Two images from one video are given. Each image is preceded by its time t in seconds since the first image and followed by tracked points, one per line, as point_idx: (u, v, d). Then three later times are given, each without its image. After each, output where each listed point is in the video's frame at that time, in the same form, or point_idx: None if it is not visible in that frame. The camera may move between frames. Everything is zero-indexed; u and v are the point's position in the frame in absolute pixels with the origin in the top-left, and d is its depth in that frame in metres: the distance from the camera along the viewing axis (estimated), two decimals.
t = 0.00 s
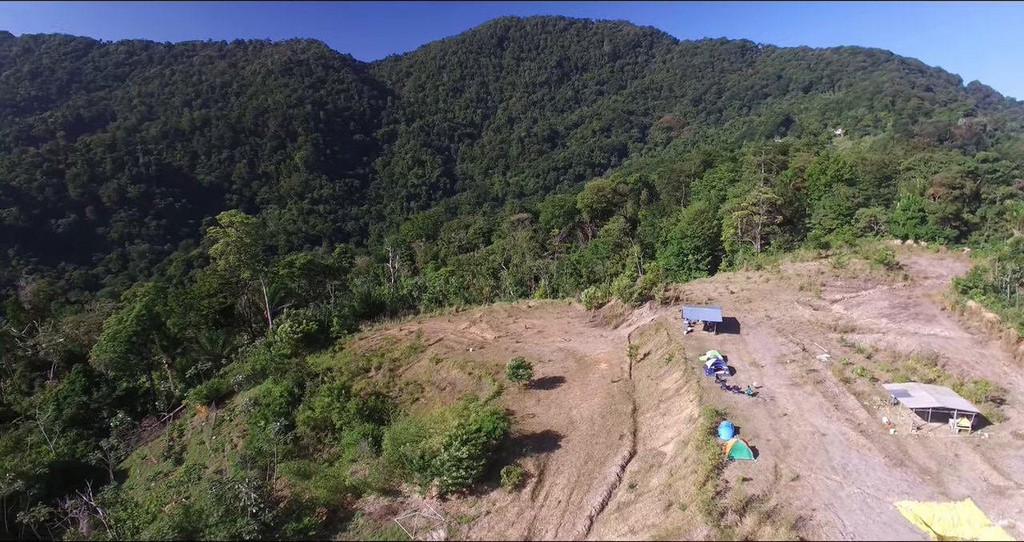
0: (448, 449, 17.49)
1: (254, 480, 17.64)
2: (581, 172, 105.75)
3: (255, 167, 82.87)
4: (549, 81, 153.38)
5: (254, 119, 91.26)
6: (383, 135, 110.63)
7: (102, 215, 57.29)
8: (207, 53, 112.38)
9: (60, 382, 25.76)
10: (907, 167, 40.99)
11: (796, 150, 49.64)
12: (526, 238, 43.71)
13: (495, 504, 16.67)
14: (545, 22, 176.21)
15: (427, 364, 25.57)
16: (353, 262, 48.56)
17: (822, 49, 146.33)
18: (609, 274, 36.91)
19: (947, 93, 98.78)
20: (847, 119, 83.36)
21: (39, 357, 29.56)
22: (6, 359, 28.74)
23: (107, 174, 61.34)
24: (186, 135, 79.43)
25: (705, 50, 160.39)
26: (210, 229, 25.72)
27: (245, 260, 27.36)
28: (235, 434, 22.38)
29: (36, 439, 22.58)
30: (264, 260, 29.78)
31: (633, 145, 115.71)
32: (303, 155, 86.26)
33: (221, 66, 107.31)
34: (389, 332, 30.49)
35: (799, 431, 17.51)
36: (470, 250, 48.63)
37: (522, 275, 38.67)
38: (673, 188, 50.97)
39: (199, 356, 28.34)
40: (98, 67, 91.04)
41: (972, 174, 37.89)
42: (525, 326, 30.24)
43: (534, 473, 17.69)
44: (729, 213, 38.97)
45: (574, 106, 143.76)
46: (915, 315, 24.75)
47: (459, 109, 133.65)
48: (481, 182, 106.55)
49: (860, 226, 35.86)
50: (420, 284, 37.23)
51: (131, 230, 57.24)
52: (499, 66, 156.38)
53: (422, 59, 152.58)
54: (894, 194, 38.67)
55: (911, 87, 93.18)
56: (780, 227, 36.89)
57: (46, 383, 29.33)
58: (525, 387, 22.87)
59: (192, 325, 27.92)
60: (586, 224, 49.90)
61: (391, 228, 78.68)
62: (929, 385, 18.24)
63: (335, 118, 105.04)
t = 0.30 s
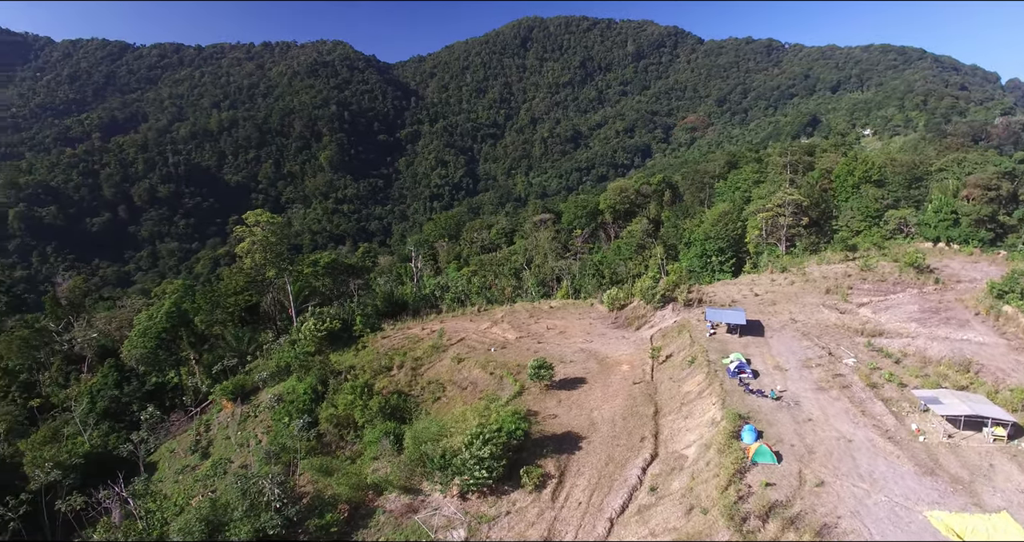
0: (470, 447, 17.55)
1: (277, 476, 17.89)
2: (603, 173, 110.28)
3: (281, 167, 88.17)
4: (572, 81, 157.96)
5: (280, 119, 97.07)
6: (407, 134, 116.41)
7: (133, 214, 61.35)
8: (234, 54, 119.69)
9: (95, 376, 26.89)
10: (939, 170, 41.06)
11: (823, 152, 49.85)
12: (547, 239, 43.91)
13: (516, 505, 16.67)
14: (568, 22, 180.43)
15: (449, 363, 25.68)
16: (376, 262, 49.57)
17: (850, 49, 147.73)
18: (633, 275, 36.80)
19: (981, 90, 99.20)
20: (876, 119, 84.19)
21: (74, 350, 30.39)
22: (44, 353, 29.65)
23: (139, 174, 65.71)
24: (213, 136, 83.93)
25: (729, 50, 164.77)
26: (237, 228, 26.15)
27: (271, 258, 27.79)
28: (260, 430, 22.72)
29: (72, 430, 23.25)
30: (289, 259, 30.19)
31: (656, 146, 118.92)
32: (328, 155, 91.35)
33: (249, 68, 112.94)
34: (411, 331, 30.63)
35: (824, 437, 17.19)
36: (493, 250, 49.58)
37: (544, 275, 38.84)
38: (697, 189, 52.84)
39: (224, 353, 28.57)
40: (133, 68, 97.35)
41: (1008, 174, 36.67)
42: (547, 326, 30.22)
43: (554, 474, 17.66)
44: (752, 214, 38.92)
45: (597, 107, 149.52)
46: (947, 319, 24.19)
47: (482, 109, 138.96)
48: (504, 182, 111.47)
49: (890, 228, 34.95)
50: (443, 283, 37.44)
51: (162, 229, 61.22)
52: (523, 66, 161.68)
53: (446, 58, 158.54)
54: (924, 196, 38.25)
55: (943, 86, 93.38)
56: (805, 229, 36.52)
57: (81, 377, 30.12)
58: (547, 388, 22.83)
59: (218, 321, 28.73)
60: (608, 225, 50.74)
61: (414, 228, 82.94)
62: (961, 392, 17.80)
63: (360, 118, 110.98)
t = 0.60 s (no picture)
0: (494, 447, 17.56)
1: (303, 472, 18.14)
2: (630, 174, 114.23)
3: (310, 168, 95.83)
4: (599, 82, 161.44)
5: (310, 120, 105.49)
6: (434, 136, 124.74)
7: (167, 213, 67.19)
8: (266, 58, 131.33)
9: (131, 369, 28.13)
10: (978, 170, 39.66)
11: (856, 153, 49.98)
12: (573, 239, 45.37)
13: (539, 506, 16.64)
14: (596, 22, 183.84)
15: (473, 363, 25.79)
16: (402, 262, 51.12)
17: (885, 47, 147.14)
18: (658, 277, 36.20)
19: None
20: (911, 119, 83.83)
21: (111, 345, 31.48)
22: (84, 347, 30.68)
23: (173, 174, 72.89)
24: (244, 137, 92.87)
25: (759, 49, 165.84)
26: (267, 227, 26.56)
27: (299, 257, 28.24)
28: (286, 426, 23.10)
29: (108, 423, 24.65)
30: (317, 258, 30.60)
31: (683, 147, 121.27)
32: (355, 156, 98.48)
33: (279, 69, 123.60)
34: (436, 331, 30.79)
35: (854, 444, 16.75)
36: (518, 251, 52.14)
37: (569, 277, 39.10)
38: (725, 191, 52.63)
39: (254, 350, 29.18)
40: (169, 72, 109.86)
41: None
42: (572, 328, 30.15)
43: (577, 476, 17.58)
44: (781, 216, 38.88)
45: (624, 107, 152.29)
46: (987, 326, 23.42)
47: (508, 110, 145.52)
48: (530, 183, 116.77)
49: (924, 231, 34.61)
50: (468, 285, 37.76)
51: (194, 228, 66.75)
52: (550, 68, 167.10)
53: (474, 60, 166.59)
54: (962, 198, 37.16)
55: (983, 85, 92.09)
56: (836, 232, 36.29)
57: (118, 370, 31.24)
58: (571, 390, 22.79)
59: (248, 318, 29.18)
60: (635, 227, 51.58)
61: (440, 228, 89.29)
62: (1001, 402, 17.29)
63: (390, 120, 119.47)
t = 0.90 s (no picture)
0: (518, 448, 17.55)
1: (330, 468, 18.37)
2: (658, 174, 114.62)
3: (339, 167, 99.89)
4: (627, 82, 161.39)
5: (339, 121, 110.80)
6: (461, 137, 129.17)
7: (201, 211, 71.22)
8: (296, 59, 140.39)
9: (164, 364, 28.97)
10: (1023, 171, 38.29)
11: (890, 153, 49.71)
12: (599, 241, 45.87)
13: (563, 507, 16.56)
14: (624, 22, 184.17)
15: (499, 363, 25.88)
16: (428, 261, 52.14)
17: (925, 44, 143.82)
18: (685, 278, 36.69)
19: None
20: (952, 118, 81.87)
21: (146, 340, 32.21)
22: (121, 341, 31.69)
23: (206, 173, 76.70)
24: (275, 135, 99.01)
25: (791, 48, 164.18)
26: (296, 226, 26.99)
27: (327, 256, 28.65)
28: (314, 423, 23.47)
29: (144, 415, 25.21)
30: (345, 257, 30.99)
31: (712, 147, 120.46)
32: (383, 156, 102.61)
33: (309, 71, 131.67)
34: (462, 330, 30.93)
35: (887, 452, 16.25)
36: (545, 251, 53.02)
37: (596, 277, 39.34)
38: (754, 192, 52.41)
39: (283, 347, 29.74)
40: (205, 75, 121.93)
41: None
42: (598, 329, 30.02)
43: (601, 478, 17.47)
44: (812, 218, 38.05)
45: (652, 107, 152.28)
46: None
47: (535, 110, 148.63)
48: (558, 183, 118.51)
49: (963, 234, 32.97)
50: (495, 284, 38.46)
51: (226, 227, 70.55)
52: (578, 68, 168.60)
53: (501, 61, 171.34)
54: (1005, 201, 35.91)
55: None
56: (869, 234, 35.67)
57: (152, 364, 31.86)
58: (595, 391, 22.70)
59: (276, 315, 29.79)
60: (662, 228, 52.31)
61: (466, 227, 92.00)
62: None
63: (418, 121, 124.52)
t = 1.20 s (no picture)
0: (542, 449, 17.50)
1: (354, 466, 18.57)
2: (686, 175, 113.79)
3: (367, 166, 101.72)
4: (656, 81, 160.23)
5: (368, 121, 112.68)
6: (488, 137, 130.70)
7: (232, 210, 72.92)
8: (327, 60, 143.86)
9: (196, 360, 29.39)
10: None
11: (927, 153, 48.78)
12: (626, 242, 45.21)
13: (585, 510, 16.46)
14: (652, 21, 183.48)
15: (524, 364, 25.95)
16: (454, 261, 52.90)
17: (967, 40, 139.70)
18: (712, 281, 36.10)
19: None
20: (997, 117, 79.28)
21: (179, 336, 32.97)
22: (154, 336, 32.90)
23: (238, 173, 80.28)
24: (305, 136, 101.75)
25: (825, 46, 161.40)
26: (325, 225, 27.43)
27: (355, 256, 28.99)
28: (339, 420, 23.79)
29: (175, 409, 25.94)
30: (372, 256, 31.35)
31: (741, 148, 118.99)
32: (410, 156, 102.99)
33: (339, 72, 134.47)
34: (487, 330, 31.06)
35: (921, 462, 15.71)
36: (571, 251, 53.75)
37: (622, 279, 38.68)
38: (784, 193, 52.64)
39: (310, 345, 30.27)
40: (238, 77, 128.64)
41: None
42: (623, 331, 29.89)
43: (624, 481, 17.30)
44: (844, 220, 37.38)
45: (681, 107, 150.90)
46: None
47: (563, 111, 149.22)
48: (585, 184, 118.97)
49: (1005, 238, 31.19)
50: (520, 284, 38.83)
51: (256, 225, 72.12)
52: (605, 68, 168.24)
53: (529, 62, 172.67)
54: None
55: None
56: (904, 238, 34.98)
57: (184, 360, 32.64)
58: (620, 393, 22.58)
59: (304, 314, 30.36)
60: (690, 229, 51.82)
61: (492, 227, 92.61)
62: None
63: (446, 121, 126.07)
